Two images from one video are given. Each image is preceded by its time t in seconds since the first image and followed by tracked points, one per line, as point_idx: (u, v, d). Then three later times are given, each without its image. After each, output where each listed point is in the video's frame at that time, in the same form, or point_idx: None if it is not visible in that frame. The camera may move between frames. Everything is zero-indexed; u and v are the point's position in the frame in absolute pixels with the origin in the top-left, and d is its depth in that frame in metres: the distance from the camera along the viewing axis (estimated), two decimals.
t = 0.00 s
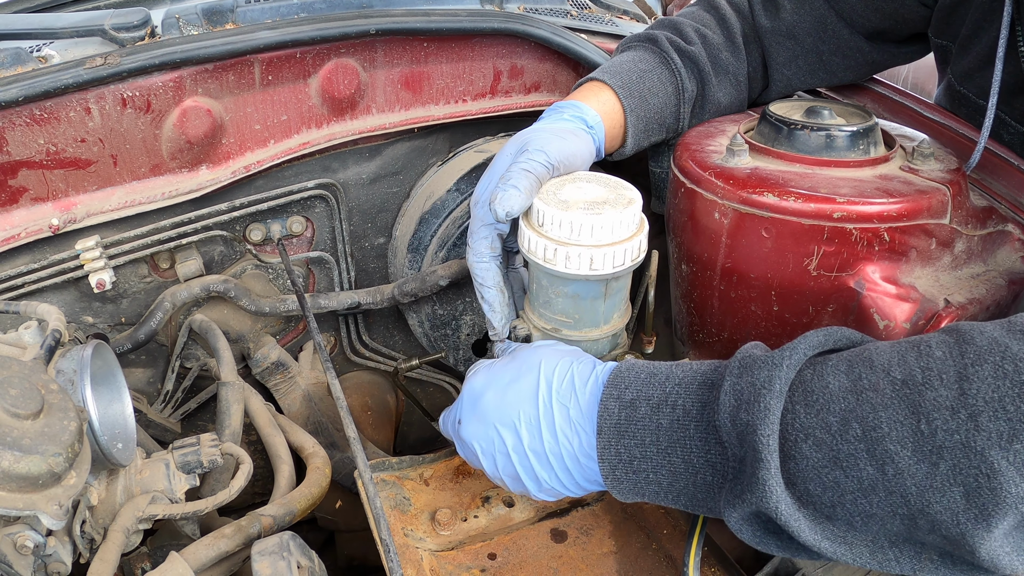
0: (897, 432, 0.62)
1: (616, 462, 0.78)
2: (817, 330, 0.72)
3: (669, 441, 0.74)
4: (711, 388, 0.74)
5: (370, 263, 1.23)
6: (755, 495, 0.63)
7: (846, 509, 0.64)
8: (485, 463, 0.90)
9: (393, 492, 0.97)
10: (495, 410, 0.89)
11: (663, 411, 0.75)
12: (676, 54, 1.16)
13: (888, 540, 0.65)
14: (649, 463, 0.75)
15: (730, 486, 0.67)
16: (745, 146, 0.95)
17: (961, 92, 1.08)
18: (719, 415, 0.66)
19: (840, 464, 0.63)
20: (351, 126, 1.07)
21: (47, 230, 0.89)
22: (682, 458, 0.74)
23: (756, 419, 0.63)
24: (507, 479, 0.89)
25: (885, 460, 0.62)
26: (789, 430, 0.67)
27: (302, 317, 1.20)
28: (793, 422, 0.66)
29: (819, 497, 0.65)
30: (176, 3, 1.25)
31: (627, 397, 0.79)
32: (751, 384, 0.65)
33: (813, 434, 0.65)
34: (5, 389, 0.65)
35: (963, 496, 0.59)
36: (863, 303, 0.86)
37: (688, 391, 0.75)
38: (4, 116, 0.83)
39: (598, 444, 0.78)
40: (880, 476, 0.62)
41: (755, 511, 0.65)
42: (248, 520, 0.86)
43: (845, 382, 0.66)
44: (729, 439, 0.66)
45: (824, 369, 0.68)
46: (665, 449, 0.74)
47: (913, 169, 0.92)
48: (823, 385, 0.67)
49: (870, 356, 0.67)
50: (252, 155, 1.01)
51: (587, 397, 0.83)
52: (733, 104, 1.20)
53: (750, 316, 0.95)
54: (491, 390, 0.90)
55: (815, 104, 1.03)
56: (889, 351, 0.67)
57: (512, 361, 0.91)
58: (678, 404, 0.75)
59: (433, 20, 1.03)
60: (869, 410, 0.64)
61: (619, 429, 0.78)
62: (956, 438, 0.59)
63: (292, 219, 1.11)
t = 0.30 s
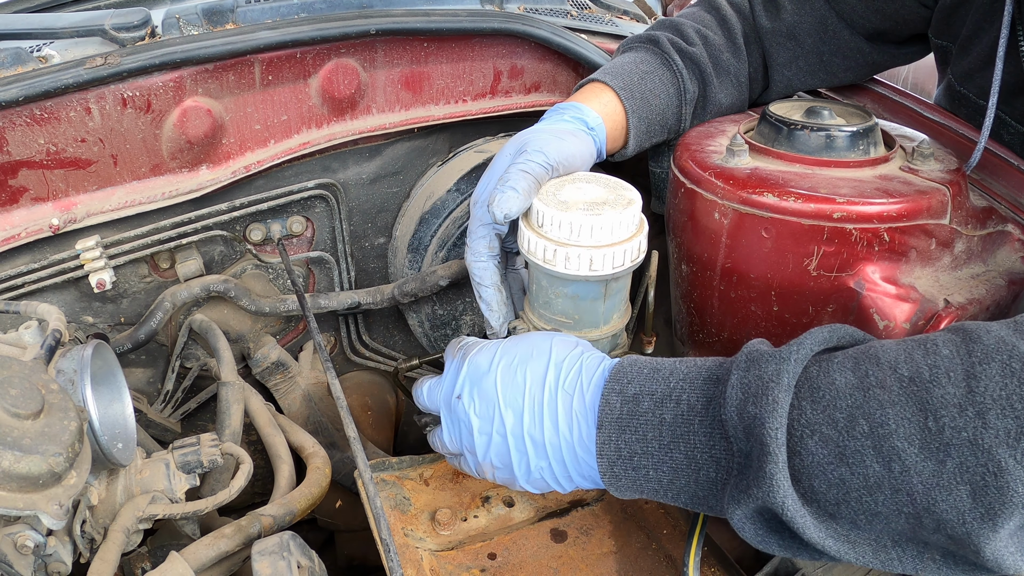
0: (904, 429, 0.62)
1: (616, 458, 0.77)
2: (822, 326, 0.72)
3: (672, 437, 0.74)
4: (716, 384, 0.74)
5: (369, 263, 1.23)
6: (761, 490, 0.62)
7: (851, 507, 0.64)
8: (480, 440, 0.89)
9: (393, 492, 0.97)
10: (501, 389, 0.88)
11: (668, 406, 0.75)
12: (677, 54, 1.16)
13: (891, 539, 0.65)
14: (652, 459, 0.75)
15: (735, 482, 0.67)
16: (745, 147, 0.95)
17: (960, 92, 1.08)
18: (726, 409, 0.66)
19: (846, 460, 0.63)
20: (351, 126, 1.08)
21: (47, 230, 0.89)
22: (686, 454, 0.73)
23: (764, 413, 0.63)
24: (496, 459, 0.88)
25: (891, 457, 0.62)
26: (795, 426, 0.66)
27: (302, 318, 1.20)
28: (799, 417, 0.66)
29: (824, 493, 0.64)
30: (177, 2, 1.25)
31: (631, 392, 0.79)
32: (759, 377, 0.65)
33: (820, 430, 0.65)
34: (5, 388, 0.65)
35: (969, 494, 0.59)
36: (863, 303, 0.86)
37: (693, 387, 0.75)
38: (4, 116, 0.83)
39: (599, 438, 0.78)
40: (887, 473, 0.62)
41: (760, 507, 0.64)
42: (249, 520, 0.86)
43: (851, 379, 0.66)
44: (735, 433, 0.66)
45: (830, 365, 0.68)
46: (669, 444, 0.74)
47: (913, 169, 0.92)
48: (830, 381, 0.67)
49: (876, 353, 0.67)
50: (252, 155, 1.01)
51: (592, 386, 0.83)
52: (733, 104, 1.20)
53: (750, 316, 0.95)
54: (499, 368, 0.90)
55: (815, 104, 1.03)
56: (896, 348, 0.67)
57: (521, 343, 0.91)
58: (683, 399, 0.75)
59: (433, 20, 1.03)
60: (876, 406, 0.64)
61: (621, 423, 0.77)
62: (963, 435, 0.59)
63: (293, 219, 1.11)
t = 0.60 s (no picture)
0: (930, 460, 0.59)
1: (620, 493, 0.75)
2: (833, 345, 0.68)
3: (682, 469, 0.72)
4: (726, 414, 0.71)
5: (369, 262, 1.23)
6: (781, 528, 0.60)
7: (874, 537, 0.61)
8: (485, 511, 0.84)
9: (393, 492, 0.98)
10: (489, 449, 0.84)
11: (675, 438, 0.73)
12: (686, 48, 1.16)
13: (914, 565, 0.62)
14: (661, 491, 0.73)
15: (752, 518, 0.64)
16: (745, 146, 0.95)
17: (960, 92, 1.09)
18: (740, 447, 0.63)
19: (869, 492, 0.60)
20: (350, 125, 1.08)
21: (47, 230, 0.89)
22: (699, 484, 0.70)
23: (782, 451, 0.60)
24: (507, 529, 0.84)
25: (917, 489, 0.59)
26: (814, 457, 0.63)
27: (301, 317, 1.20)
28: (819, 448, 0.63)
29: (846, 525, 0.62)
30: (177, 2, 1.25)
31: (633, 425, 0.76)
32: (774, 413, 0.61)
33: (841, 461, 0.62)
34: (5, 388, 0.65)
35: (997, 524, 0.56)
36: (863, 303, 0.86)
37: (703, 416, 0.72)
38: (3, 115, 0.83)
39: (602, 474, 0.76)
40: (912, 506, 0.59)
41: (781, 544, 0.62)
42: (248, 520, 0.86)
43: (872, 407, 0.63)
44: (752, 470, 0.63)
45: (849, 391, 0.65)
46: (678, 478, 0.72)
47: (913, 169, 0.92)
48: (849, 409, 0.64)
49: (898, 377, 0.63)
50: (252, 155, 1.01)
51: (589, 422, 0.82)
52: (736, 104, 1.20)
53: (750, 316, 0.95)
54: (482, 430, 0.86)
55: (814, 104, 1.03)
56: (917, 368, 0.64)
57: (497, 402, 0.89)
58: (690, 432, 0.72)
59: (433, 19, 1.03)
60: (900, 436, 0.60)
61: (625, 458, 0.75)
62: (991, 466, 0.56)
63: (292, 219, 1.11)
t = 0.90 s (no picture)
0: (954, 407, 0.53)
1: (637, 395, 0.66)
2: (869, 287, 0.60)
3: (705, 379, 0.62)
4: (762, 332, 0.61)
5: (370, 263, 1.23)
6: (796, 450, 0.53)
7: (886, 480, 0.55)
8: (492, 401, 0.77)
9: (394, 493, 0.98)
10: (513, 327, 0.74)
11: (705, 346, 0.62)
12: (682, 14, 1.19)
13: (916, 526, 0.56)
14: (680, 400, 0.63)
15: (766, 440, 0.57)
16: (745, 147, 0.95)
17: (953, 90, 1.09)
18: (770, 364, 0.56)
19: (890, 430, 0.54)
20: (351, 126, 1.08)
21: (49, 231, 0.90)
22: (716, 401, 0.61)
23: (817, 370, 0.53)
24: (508, 411, 0.77)
25: (937, 434, 0.53)
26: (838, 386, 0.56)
27: (303, 318, 1.20)
28: (845, 378, 0.56)
29: (860, 462, 0.55)
30: (177, 3, 1.26)
31: (663, 326, 0.66)
32: (812, 333, 0.54)
33: (866, 395, 0.55)
34: (7, 389, 0.65)
35: (1010, 483, 0.51)
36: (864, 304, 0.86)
37: (735, 331, 0.62)
38: (4, 116, 0.83)
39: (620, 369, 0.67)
40: (930, 451, 0.53)
41: (792, 470, 0.55)
42: (249, 521, 0.86)
43: (902, 347, 0.56)
44: (780, 390, 0.55)
45: (880, 328, 0.58)
46: (700, 388, 0.62)
47: (913, 169, 0.92)
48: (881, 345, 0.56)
49: (930, 323, 0.56)
50: (253, 156, 1.01)
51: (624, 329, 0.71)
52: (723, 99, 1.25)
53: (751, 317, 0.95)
54: (518, 297, 0.75)
55: (815, 105, 1.03)
56: (946, 321, 0.58)
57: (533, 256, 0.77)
58: (722, 342, 0.62)
59: (434, 21, 1.03)
60: (928, 378, 0.54)
61: (650, 358, 0.65)
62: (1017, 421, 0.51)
63: (293, 220, 1.11)
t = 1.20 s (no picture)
0: (971, 340, 0.54)
1: (676, 300, 0.71)
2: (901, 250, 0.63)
3: (742, 291, 0.66)
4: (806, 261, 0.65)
5: (371, 263, 1.23)
6: (823, 342, 0.55)
7: (899, 403, 0.55)
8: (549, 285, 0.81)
9: (394, 493, 0.98)
10: (585, 225, 0.83)
11: (747, 264, 0.67)
12: None
13: (924, 463, 0.56)
14: (715, 306, 0.67)
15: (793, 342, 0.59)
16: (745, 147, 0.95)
17: (949, 88, 1.09)
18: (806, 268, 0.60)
19: (909, 352, 0.55)
20: (351, 126, 1.07)
21: (48, 231, 0.90)
22: (749, 311, 0.65)
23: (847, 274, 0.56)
24: (556, 299, 0.80)
25: (953, 360, 0.53)
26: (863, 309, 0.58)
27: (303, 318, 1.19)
28: (871, 302, 0.57)
29: (876, 380, 0.56)
30: (177, 3, 1.26)
31: (713, 247, 0.72)
32: (845, 250, 0.59)
33: (891, 318, 0.56)
34: (7, 390, 0.65)
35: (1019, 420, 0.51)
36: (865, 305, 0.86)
37: (780, 257, 0.67)
38: (4, 116, 0.83)
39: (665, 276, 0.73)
40: (943, 375, 0.53)
41: (815, 369, 0.56)
42: (249, 522, 0.86)
43: (928, 288, 0.58)
44: (812, 297, 0.58)
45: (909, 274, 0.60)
46: (735, 297, 0.66)
47: (913, 169, 0.92)
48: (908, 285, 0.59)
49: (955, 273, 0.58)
50: (253, 156, 1.01)
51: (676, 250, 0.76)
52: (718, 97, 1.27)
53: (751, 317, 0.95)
54: (595, 210, 0.85)
55: (815, 105, 1.03)
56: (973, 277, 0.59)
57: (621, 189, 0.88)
58: (763, 263, 0.67)
59: (433, 21, 1.06)
60: (949, 312, 0.55)
61: (694, 271, 0.71)
62: None
63: (293, 220, 1.11)
